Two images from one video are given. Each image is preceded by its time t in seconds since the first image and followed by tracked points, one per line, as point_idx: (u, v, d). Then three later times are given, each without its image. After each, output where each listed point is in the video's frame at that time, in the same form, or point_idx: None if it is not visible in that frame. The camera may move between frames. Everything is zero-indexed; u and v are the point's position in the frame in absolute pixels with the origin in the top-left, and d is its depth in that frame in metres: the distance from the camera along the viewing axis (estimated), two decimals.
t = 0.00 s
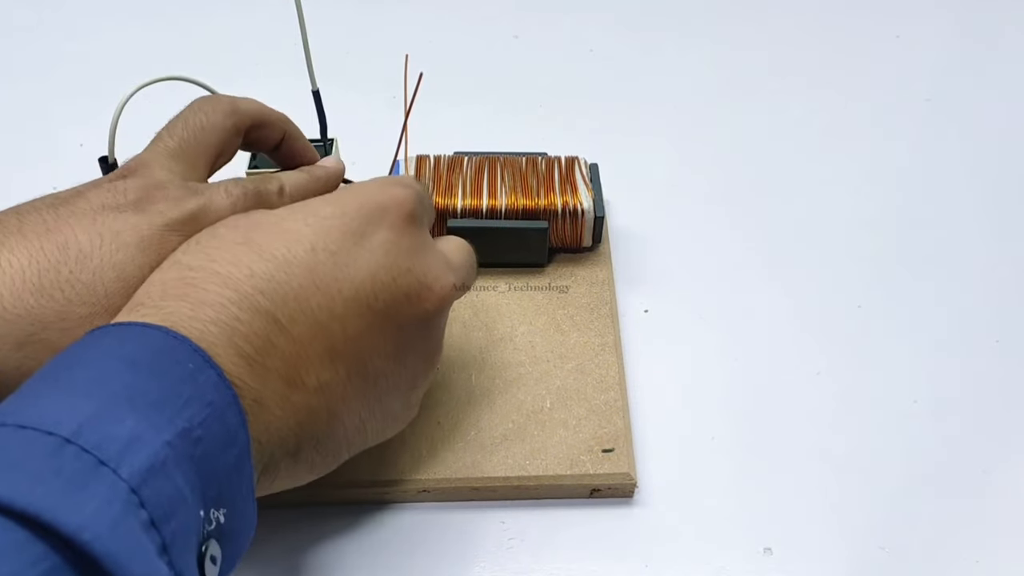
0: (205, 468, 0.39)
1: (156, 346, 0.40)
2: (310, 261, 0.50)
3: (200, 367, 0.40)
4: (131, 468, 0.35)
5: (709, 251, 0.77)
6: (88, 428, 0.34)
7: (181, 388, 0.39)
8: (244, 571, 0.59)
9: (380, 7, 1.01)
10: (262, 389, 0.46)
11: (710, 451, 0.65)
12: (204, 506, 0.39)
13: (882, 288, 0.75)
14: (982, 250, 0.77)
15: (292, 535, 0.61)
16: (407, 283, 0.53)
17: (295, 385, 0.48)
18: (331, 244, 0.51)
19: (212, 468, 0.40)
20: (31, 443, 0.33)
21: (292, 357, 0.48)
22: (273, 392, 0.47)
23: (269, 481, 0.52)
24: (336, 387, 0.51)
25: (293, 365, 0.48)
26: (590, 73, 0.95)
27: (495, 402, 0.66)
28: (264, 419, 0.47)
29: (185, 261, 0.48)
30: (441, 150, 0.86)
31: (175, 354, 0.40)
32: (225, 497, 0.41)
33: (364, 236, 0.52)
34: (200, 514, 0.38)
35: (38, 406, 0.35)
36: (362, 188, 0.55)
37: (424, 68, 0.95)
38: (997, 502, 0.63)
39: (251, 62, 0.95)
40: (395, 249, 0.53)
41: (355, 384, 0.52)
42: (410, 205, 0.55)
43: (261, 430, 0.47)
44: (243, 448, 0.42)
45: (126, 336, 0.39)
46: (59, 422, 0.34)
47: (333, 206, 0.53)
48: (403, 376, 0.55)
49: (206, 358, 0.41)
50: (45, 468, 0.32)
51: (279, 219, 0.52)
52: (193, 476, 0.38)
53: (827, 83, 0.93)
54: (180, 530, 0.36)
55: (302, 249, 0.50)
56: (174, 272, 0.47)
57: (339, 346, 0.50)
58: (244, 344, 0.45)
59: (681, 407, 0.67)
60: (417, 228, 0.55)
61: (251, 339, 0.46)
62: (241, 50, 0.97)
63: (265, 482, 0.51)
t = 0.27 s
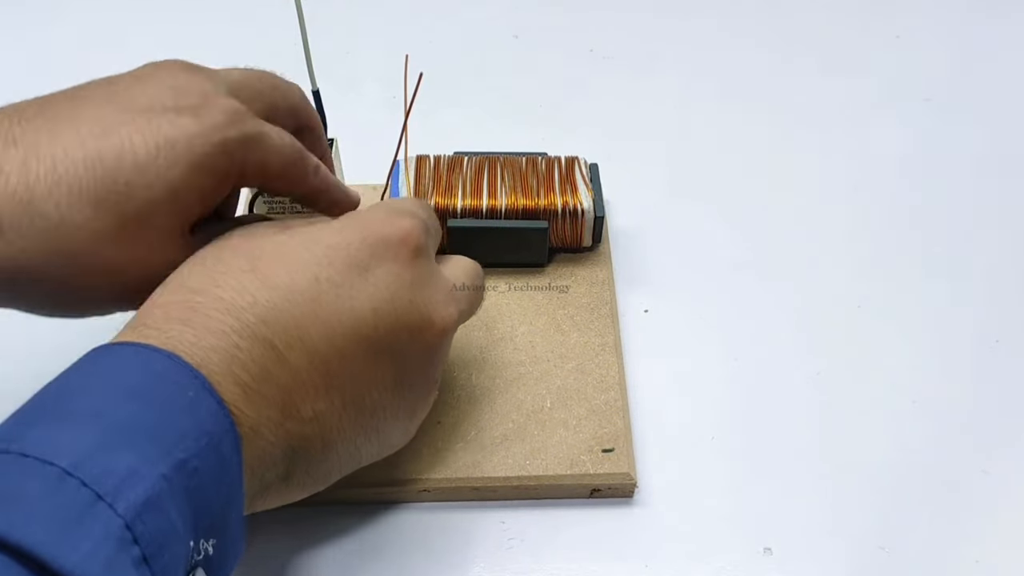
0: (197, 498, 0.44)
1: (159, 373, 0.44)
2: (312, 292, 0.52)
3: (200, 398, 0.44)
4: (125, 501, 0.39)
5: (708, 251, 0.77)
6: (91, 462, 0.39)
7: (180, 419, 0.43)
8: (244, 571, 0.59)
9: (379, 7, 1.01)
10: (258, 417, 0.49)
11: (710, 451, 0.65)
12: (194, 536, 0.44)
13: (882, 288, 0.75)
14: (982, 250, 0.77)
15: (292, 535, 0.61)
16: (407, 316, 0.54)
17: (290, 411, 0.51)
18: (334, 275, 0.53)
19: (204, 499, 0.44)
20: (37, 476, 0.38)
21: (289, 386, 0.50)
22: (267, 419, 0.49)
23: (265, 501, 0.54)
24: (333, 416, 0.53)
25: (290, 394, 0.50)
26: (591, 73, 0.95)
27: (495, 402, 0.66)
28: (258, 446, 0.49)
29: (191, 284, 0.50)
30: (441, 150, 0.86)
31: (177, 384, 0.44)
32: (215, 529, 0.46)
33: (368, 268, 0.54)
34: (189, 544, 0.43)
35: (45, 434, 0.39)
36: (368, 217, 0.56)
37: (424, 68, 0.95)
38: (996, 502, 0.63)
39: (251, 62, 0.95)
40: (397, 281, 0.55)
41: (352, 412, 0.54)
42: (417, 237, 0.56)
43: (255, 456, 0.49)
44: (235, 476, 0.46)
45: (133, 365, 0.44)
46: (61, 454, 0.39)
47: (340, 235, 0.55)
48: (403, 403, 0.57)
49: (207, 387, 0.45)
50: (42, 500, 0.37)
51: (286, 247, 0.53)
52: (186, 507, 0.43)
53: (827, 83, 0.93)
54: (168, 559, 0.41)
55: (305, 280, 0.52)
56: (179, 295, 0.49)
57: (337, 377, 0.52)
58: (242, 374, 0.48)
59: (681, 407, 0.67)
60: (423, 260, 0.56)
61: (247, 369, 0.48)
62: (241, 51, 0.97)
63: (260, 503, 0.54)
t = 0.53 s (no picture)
0: (186, 544, 0.46)
1: (151, 418, 0.47)
2: (300, 325, 0.53)
3: (190, 443, 0.47)
4: (110, 555, 0.41)
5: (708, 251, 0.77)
6: (78, 518, 0.42)
7: (170, 462, 0.46)
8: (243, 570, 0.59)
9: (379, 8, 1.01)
10: (246, 451, 0.50)
11: (710, 451, 0.65)
12: None
13: (881, 288, 0.75)
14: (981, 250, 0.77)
15: (291, 534, 0.61)
16: (397, 346, 0.55)
17: (280, 443, 0.52)
18: (321, 307, 0.53)
19: (193, 545, 0.46)
20: (27, 532, 0.40)
21: (276, 419, 0.51)
22: (256, 451, 0.51)
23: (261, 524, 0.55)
24: (323, 447, 0.54)
25: (277, 427, 0.52)
26: (591, 73, 0.95)
27: (495, 402, 0.66)
28: (246, 478, 0.51)
29: (183, 318, 0.52)
30: (441, 150, 0.86)
31: (167, 428, 0.47)
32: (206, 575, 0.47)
33: (355, 299, 0.54)
34: None
35: (35, 488, 0.42)
36: (357, 244, 0.57)
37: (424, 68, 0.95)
38: (996, 502, 0.63)
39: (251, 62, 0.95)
40: (387, 310, 0.55)
41: (345, 442, 0.55)
42: (406, 263, 0.56)
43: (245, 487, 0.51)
44: (225, 516, 0.48)
45: (127, 410, 0.47)
46: (51, 511, 0.41)
47: (330, 264, 0.55)
48: (395, 429, 0.57)
49: (197, 429, 0.48)
50: (34, 555, 0.39)
51: (277, 277, 0.54)
52: (175, 556, 0.45)
53: (827, 83, 0.93)
54: None
55: (292, 313, 0.53)
56: (170, 331, 0.51)
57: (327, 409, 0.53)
58: (228, 411, 0.50)
59: (681, 407, 0.67)
60: (411, 287, 0.56)
61: (234, 405, 0.50)
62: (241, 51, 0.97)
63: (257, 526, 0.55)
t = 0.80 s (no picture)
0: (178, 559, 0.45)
1: (144, 431, 0.46)
2: (295, 338, 0.53)
3: (184, 455, 0.46)
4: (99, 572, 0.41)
5: (708, 251, 0.77)
6: (68, 534, 0.41)
7: (163, 476, 0.45)
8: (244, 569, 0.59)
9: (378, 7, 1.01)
10: (241, 464, 0.50)
11: (711, 451, 0.65)
12: None
13: (881, 288, 0.75)
14: (980, 249, 0.77)
15: (292, 534, 0.61)
16: (392, 358, 0.55)
17: (274, 455, 0.52)
18: (315, 319, 0.53)
19: (186, 559, 0.46)
20: (16, 549, 0.40)
21: (270, 431, 0.51)
22: (250, 464, 0.51)
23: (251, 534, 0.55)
24: (316, 459, 0.54)
25: (271, 439, 0.51)
26: (591, 72, 0.95)
27: (495, 402, 0.66)
28: (239, 490, 0.50)
29: (176, 330, 0.51)
30: (441, 150, 0.86)
31: (161, 442, 0.46)
32: None
33: (349, 311, 0.55)
34: None
35: (26, 502, 0.42)
36: (350, 254, 0.57)
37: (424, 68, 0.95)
38: (996, 501, 0.63)
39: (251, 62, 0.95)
40: (381, 323, 0.55)
41: (337, 454, 0.55)
42: (401, 274, 0.56)
43: (238, 500, 0.51)
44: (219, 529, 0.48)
45: (119, 423, 0.46)
46: (41, 527, 0.41)
47: (324, 275, 0.55)
48: (389, 439, 0.57)
49: (191, 443, 0.47)
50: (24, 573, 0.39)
51: (271, 289, 0.54)
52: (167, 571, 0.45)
53: (826, 82, 0.93)
54: None
55: (286, 325, 0.53)
56: (164, 342, 0.51)
57: (321, 422, 0.53)
58: (224, 424, 0.49)
59: (680, 407, 0.67)
60: (406, 297, 0.57)
61: (230, 419, 0.49)
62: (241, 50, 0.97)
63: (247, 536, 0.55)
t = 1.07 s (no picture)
0: (145, 541, 0.45)
1: (105, 413, 0.46)
2: (257, 318, 0.52)
3: (150, 439, 0.46)
4: (56, 552, 0.41)
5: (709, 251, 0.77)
6: (25, 515, 0.41)
7: (128, 461, 0.45)
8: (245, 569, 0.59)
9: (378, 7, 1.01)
10: (208, 447, 0.50)
11: (711, 452, 0.65)
12: None
13: (881, 288, 0.75)
14: (979, 250, 0.77)
15: (292, 535, 0.61)
16: (360, 334, 0.55)
17: (241, 437, 0.52)
18: (278, 299, 0.54)
19: (153, 540, 0.46)
20: None
21: (236, 412, 0.51)
22: (218, 446, 0.51)
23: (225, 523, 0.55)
24: (285, 441, 0.54)
25: (237, 420, 0.52)
26: (591, 72, 0.95)
27: (494, 402, 0.66)
28: (208, 474, 0.50)
29: (138, 316, 0.51)
30: (441, 150, 0.86)
31: (127, 426, 0.46)
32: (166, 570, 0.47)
33: (312, 291, 0.55)
34: None
35: None
36: (309, 238, 0.57)
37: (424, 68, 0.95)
38: (995, 501, 0.63)
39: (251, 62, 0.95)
40: (346, 298, 0.55)
41: (308, 433, 0.54)
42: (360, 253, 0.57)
43: (208, 483, 0.50)
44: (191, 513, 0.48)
45: (82, 410, 0.46)
46: None
47: (282, 257, 0.55)
48: (361, 420, 0.56)
49: (157, 427, 0.47)
50: None
51: (234, 271, 0.54)
52: (130, 551, 0.44)
53: (826, 82, 0.93)
54: None
55: (248, 305, 0.53)
56: (125, 329, 0.50)
57: (288, 401, 0.53)
58: (190, 407, 0.49)
59: (680, 407, 0.67)
60: (370, 276, 0.57)
61: (195, 402, 0.49)
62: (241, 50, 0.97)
63: (222, 524, 0.55)
